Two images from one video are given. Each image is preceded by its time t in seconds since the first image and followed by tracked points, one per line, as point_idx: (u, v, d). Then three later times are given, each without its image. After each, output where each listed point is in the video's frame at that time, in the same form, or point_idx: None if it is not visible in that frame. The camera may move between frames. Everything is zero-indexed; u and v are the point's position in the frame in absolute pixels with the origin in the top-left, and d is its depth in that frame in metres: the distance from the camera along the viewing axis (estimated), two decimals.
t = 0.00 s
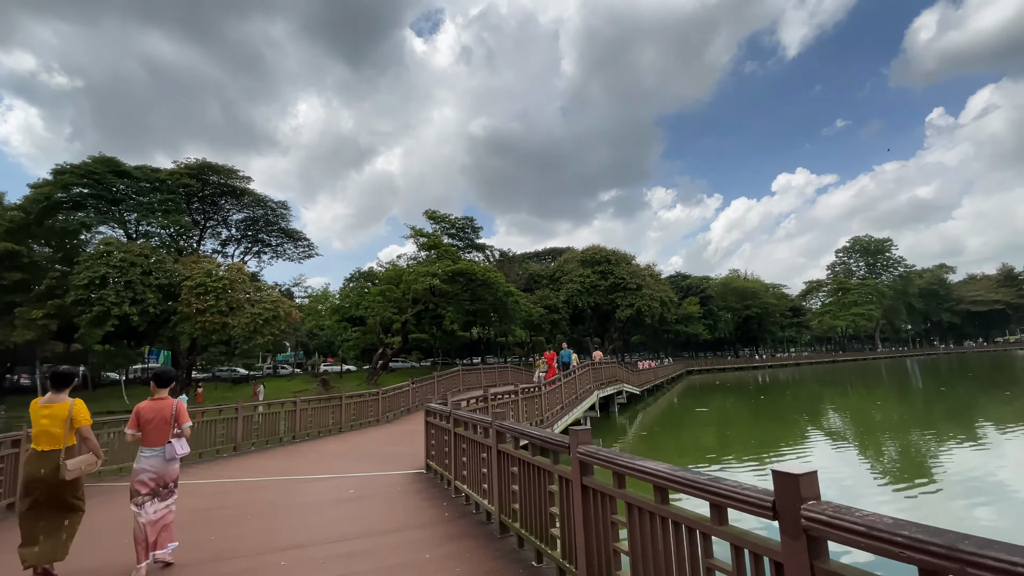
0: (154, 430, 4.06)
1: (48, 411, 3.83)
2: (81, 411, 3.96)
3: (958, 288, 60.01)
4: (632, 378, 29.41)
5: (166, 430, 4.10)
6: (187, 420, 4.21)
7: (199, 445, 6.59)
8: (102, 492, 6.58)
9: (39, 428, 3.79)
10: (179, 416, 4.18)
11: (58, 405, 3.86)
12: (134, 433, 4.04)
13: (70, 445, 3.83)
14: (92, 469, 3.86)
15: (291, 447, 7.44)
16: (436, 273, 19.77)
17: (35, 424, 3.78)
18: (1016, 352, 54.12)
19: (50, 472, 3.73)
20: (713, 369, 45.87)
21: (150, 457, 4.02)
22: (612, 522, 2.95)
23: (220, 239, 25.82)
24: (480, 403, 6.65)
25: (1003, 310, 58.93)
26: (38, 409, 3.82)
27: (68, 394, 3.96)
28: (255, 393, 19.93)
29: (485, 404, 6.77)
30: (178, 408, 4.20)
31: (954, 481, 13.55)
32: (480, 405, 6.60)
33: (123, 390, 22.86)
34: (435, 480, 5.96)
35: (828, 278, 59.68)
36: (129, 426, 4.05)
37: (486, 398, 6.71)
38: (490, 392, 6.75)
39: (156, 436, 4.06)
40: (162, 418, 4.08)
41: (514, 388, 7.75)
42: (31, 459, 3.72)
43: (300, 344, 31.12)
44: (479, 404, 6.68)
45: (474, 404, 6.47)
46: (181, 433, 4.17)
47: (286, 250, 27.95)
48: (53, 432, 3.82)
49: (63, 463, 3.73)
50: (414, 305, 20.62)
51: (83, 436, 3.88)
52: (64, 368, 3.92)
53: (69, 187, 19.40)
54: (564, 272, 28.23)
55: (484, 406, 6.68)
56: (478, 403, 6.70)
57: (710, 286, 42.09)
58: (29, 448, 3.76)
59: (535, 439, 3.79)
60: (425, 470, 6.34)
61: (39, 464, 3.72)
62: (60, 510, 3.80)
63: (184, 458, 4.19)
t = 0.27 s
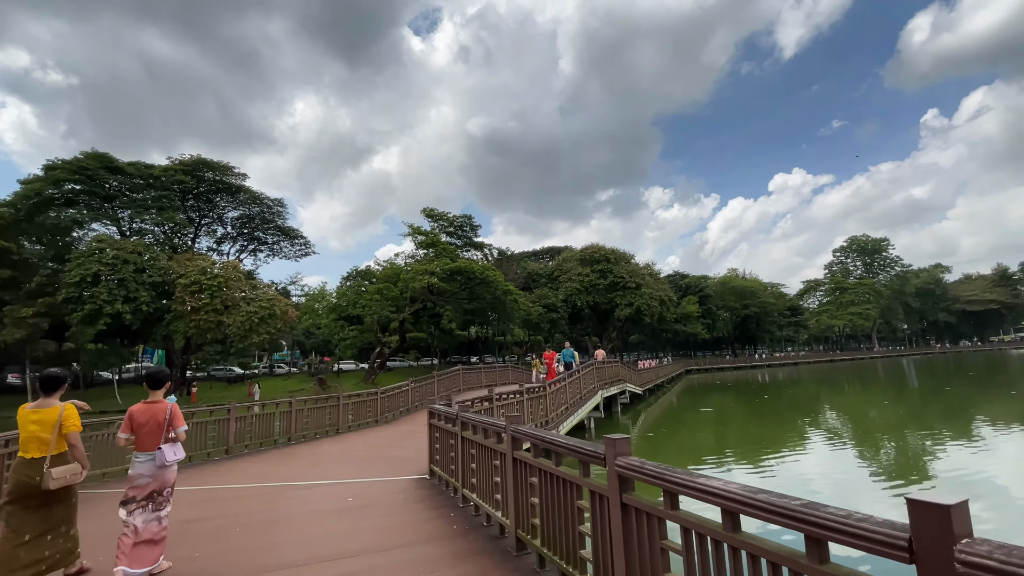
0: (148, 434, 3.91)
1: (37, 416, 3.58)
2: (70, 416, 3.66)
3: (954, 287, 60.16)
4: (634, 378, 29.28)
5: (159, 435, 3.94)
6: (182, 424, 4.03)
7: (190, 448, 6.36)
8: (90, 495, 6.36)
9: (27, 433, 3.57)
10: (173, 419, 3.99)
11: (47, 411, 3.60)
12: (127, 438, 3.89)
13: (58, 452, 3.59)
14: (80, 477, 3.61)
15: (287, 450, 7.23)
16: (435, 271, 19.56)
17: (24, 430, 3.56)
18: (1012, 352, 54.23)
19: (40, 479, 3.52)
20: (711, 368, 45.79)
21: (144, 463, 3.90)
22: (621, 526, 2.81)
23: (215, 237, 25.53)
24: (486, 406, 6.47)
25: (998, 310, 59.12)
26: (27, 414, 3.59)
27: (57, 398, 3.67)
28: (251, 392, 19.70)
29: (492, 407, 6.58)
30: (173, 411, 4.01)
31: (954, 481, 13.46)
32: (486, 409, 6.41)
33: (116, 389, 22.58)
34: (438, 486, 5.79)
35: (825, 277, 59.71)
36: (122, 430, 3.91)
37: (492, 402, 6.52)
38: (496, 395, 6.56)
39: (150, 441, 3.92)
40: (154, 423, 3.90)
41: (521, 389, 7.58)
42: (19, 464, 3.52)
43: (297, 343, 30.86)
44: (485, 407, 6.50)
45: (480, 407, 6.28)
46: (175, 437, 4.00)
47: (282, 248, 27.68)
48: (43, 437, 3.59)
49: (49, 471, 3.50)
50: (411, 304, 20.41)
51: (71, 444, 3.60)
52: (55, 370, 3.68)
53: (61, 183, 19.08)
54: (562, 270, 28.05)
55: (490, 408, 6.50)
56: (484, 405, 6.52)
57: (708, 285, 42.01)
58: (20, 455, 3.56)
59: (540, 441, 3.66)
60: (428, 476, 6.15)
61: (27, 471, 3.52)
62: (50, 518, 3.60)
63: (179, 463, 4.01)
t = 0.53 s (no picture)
0: (147, 436, 3.81)
1: (39, 414, 3.41)
2: (75, 413, 3.56)
3: (951, 287, 60.27)
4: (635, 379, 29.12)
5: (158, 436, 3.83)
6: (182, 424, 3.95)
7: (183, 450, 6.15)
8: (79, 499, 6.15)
9: (27, 433, 3.36)
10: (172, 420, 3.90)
11: (50, 408, 3.45)
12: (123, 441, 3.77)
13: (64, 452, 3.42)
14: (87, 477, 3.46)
15: (283, 453, 7.03)
16: (433, 269, 19.34)
17: (24, 429, 3.36)
18: (1009, 351, 54.36)
19: (47, 480, 3.34)
20: (709, 368, 45.76)
21: (142, 466, 3.78)
22: (651, 548, 2.41)
23: (211, 234, 25.25)
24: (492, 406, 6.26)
25: (995, 309, 59.26)
26: (27, 412, 3.41)
27: (58, 395, 3.56)
28: (246, 392, 19.49)
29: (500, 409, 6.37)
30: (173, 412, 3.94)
31: (953, 480, 13.38)
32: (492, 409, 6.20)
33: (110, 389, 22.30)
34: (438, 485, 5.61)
35: (823, 277, 59.74)
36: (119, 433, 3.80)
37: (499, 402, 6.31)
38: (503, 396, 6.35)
39: (148, 443, 3.82)
40: (152, 423, 3.82)
41: (527, 390, 7.38)
42: (21, 466, 3.30)
43: (294, 342, 30.61)
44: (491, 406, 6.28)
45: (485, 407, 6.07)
46: (175, 438, 3.91)
47: (278, 246, 27.41)
48: (45, 437, 3.39)
49: (56, 470, 3.34)
50: (409, 303, 20.22)
51: (77, 441, 3.46)
52: (53, 366, 3.53)
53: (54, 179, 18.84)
54: (561, 269, 27.89)
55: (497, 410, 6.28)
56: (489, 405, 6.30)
57: (707, 284, 41.93)
58: (18, 456, 3.35)
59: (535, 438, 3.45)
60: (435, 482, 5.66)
61: (31, 473, 3.31)
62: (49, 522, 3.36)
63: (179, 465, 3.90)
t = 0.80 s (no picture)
0: (133, 435, 3.59)
1: (27, 412, 3.23)
2: (66, 411, 3.38)
3: (947, 286, 60.49)
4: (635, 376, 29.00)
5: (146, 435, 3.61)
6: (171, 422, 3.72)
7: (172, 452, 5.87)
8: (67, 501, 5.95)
9: (16, 432, 3.18)
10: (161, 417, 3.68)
11: (40, 406, 3.28)
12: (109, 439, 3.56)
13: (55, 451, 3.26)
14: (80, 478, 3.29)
15: (278, 453, 6.83)
16: (431, 266, 19.15)
17: (12, 428, 3.18)
18: (1003, 349, 54.63)
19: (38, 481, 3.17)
20: (706, 365, 45.77)
21: (129, 465, 3.57)
22: None
23: (205, 231, 24.97)
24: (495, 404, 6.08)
25: (990, 308, 59.51)
26: (13, 410, 3.21)
27: (45, 393, 3.37)
28: (242, 390, 19.28)
29: (503, 406, 6.22)
30: (161, 409, 3.71)
31: (954, 478, 13.32)
32: (496, 407, 6.03)
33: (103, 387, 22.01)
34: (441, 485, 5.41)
35: (820, 275, 59.82)
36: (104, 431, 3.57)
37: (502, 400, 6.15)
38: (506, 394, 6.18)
39: (136, 443, 3.58)
40: (138, 421, 3.59)
41: (532, 388, 7.27)
42: (8, 467, 3.11)
43: (289, 340, 30.35)
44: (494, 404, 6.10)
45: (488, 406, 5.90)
46: (164, 437, 3.68)
47: (274, 242, 27.14)
48: (33, 436, 3.22)
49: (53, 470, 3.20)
50: (407, 300, 20.01)
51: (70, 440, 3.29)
52: (39, 362, 3.34)
53: (45, 174, 18.50)
54: (560, 267, 27.74)
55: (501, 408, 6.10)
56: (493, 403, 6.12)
57: (705, 282, 41.89)
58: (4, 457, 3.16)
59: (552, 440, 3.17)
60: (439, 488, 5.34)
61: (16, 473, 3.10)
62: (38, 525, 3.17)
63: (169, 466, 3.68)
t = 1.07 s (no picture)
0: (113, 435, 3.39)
1: None
2: (42, 412, 3.13)
3: (943, 285, 60.73)
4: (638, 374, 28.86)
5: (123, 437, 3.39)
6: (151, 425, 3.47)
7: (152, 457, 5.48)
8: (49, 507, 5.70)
9: None
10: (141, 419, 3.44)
11: (13, 406, 3.04)
12: (90, 442, 3.40)
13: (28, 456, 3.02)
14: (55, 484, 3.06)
15: (270, 456, 6.59)
16: (428, 264, 18.92)
17: None
18: (998, 348, 54.86)
19: (11, 488, 2.94)
20: (703, 364, 45.73)
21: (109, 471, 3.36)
22: None
23: (199, 228, 24.65)
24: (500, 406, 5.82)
25: (985, 307, 59.77)
26: None
27: (18, 393, 3.12)
28: (235, 389, 19.02)
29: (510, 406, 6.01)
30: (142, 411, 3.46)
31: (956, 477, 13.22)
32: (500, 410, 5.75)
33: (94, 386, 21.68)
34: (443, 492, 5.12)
35: (816, 273, 59.94)
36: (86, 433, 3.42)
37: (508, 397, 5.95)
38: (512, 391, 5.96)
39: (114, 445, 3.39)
40: (116, 425, 3.40)
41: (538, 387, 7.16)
42: None
43: (285, 338, 30.05)
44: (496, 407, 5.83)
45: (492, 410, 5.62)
46: (144, 442, 3.42)
47: (269, 240, 26.82)
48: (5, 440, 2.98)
49: (22, 476, 2.95)
50: (404, 298, 19.77)
51: (45, 444, 3.06)
52: (10, 361, 3.10)
53: (34, 169, 18.18)
54: (558, 265, 27.58)
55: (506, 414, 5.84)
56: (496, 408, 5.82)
57: (702, 281, 41.83)
58: None
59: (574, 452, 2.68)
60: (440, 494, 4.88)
61: None
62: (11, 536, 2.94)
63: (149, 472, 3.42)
